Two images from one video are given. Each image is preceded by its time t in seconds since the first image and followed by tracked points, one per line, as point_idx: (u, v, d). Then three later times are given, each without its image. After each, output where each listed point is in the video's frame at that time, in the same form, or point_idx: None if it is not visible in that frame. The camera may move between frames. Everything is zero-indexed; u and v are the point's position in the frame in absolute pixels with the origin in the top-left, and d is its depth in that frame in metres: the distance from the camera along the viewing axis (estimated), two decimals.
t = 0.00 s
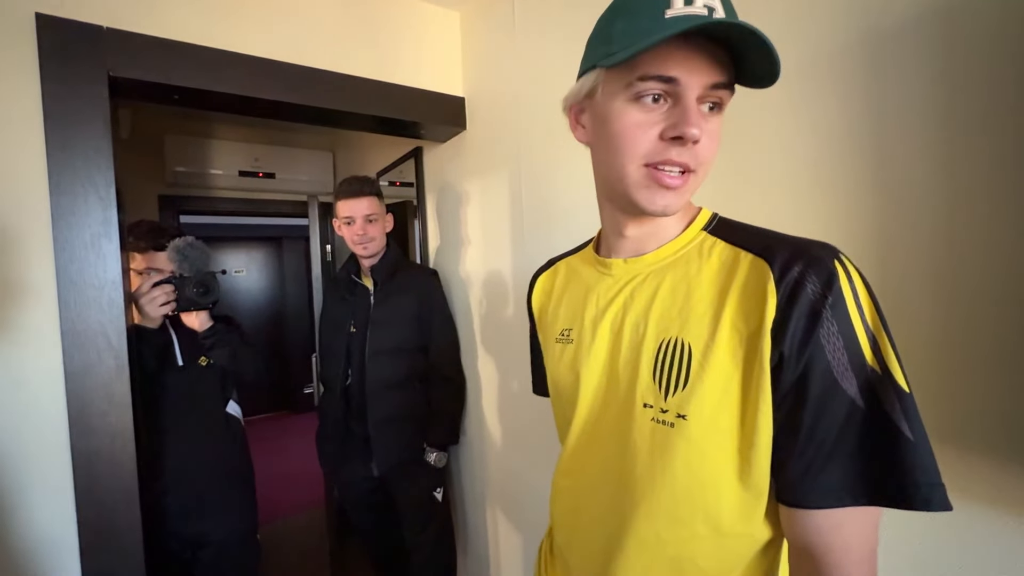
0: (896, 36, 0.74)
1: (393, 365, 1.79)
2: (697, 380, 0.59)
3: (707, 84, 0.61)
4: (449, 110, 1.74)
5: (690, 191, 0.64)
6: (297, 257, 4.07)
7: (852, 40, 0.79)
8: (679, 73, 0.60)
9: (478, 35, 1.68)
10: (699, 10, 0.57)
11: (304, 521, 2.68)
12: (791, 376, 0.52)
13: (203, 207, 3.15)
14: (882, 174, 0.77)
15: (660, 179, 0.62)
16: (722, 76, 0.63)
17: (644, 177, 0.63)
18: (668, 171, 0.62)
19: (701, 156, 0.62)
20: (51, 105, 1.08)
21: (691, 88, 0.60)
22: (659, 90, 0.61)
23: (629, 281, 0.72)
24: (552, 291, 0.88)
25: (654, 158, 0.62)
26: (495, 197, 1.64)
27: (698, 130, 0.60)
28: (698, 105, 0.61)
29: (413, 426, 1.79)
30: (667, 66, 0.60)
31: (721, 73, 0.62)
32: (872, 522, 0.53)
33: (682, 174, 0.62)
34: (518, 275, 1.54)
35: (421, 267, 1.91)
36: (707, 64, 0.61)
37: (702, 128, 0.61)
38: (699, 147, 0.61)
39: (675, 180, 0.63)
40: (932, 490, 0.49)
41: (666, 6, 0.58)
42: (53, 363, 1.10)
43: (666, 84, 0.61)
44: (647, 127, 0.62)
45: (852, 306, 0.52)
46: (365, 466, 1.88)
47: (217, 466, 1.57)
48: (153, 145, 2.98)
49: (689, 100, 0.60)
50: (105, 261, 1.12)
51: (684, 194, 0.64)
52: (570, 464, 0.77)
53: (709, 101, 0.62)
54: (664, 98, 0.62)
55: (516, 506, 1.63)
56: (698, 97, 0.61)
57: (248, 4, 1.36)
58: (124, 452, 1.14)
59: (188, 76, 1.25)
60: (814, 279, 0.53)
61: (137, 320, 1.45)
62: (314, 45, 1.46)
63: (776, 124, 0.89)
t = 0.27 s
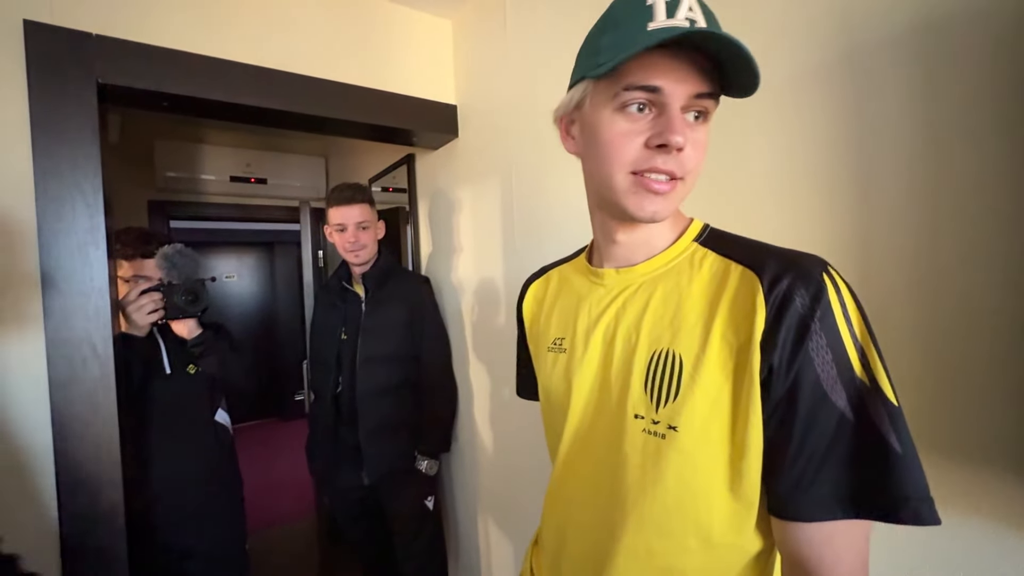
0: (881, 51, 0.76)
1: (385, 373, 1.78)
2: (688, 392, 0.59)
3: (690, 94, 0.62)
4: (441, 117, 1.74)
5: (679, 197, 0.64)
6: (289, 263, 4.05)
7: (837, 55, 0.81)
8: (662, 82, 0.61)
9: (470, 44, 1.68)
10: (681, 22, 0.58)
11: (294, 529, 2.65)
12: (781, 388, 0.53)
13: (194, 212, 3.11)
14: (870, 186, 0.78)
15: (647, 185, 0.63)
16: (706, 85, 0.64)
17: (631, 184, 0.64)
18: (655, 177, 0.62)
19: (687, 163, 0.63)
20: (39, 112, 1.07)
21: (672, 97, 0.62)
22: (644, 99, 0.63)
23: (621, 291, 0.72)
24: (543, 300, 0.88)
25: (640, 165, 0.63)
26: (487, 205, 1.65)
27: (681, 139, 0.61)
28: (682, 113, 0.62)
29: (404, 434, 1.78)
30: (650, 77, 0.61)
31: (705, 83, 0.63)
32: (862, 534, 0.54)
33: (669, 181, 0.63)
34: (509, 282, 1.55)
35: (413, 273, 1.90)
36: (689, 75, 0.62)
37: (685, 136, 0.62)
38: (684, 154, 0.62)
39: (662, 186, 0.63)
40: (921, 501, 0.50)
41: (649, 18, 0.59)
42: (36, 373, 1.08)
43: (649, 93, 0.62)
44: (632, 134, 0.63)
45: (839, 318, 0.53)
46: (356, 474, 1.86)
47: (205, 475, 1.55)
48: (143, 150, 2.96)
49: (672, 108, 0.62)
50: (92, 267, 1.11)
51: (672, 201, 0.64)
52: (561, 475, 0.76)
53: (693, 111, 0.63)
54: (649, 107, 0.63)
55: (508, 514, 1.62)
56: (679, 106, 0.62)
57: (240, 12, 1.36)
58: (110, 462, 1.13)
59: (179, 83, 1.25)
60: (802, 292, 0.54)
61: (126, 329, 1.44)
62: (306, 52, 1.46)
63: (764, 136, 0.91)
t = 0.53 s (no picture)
0: (878, 52, 0.76)
1: (382, 373, 1.78)
2: (689, 392, 0.59)
3: (657, 93, 0.64)
4: (438, 118, 1.74)
5: (659, 193, 0.65)
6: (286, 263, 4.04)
7: (834, 56, 0.81)
8: (627, 84, 0.65)
9: (468, 45, 1.68)
10: (644, 24, 0.62)
11: (290, 531, 2.64)
12: (782, 390, 0.53)
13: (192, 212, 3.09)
14: (869, 188, 0.78)
15: (621, 182, 0.65)
16: (681, 80, 0.65)
17: (607, 183, 0.66)
18: (629, 173, 0.64)
19: (661, 158, 0.64)
20: (34, 112, 1.06)
21: (639, 96, 0.65)
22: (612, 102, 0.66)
23: (621, 292, 0.72)
24: (545, 301, 0.88)
25: (612, 164, 0.65)
26: (484, 205, 1.64)
27: (647, 136, 0.63)
28: (651, 112, 0.65)
29: (401, 435, 1.78)
30: (615, 80, 0.65)
31: (679, 78, 0.65)
32: (862, 536, 0.54)
33: (644, 177, 0.64)
34: (507, 283, 1.55)
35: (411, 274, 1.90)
36: (658, 73, 0.64)
37: (653, 132, 0.64)
38: (655, 149, 0.63)
39: (637, 183, 0.64)
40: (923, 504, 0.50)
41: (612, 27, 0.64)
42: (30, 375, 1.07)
43: (616, 96, 0.66)
44: (603, 136, 0.66)
45: (841, 320, 0.53)
46: (353, 475, 1.86)
47: (201, 476, 1.54)
48: (139, 149, 2.95)
49: (638, 108, 0.64)
50: (87, 269, 1.10)
51: (651, 197, 0.65)
52: (560, 475, 0.76)
53: (667, 107, 0.65)
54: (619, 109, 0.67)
55: (505, 514, 1.62)
56: (648, 104, 0.65)
57: (237, 12, 1.35)
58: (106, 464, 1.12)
59: (175, 83, 1.24)
60: (803, 294, 0.54)
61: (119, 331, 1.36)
62: (303, 52, 1.46)
63: (762, 137, 0.91)
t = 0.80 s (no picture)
0: (877, 54, 0.76)
1: (382, 374, 1.77)
2: (688, 393, 0.59)
3: (621, 97, 0.65)
4: (438, 118, 1.74)
5: (631, 195, 0.64)
6: (285, 264, 4.03)
7: (833, 57, 0.81)
8: (592, 92, 0.66)
9: (468, 44, 1.68)
10: (601, 33, 0.63)
11: (289, 532, 2.64)
12: (780, 391, 0.53)
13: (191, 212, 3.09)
14: (868, 189, 0.78)
15: (591, 187, 0.66)
16: (647, 81, 0.64)
17: (580, 189, 0.68)
18: (597, 178, 0.65)
19: (627, 160, 0.64)
20: (32, 112, 1.06)
21: (603, 102, 0.66)
22: (581, 111, 0.68)
23: (621, 294, 0.72)
24: (549, 302, 0.87)
25: (582, 170, 0.67)
26: (484, 205, 1.64)
27: (612, 141, 0.64)
28: (618, 116, 0.65)
29: (400, 435, 1.78)
30: (581, 91, 0.67)
31: (645, 79, 0.64)
32: (863, 538, 0.54)
33: (613, 180, 0.65)
34: (506, 283, 1.55)
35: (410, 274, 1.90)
36: (621, 77, 0.65)
37: (616, 135, 0.64)
38: (619, 152, 0.64)
39: (606, 186, 0.65)
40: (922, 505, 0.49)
41: (574, 40, 0.66)
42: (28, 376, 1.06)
43: (584, 105, 0.68)
44: (574, 144, 0.68)
45: (838, 322, 0.53)
46: (352, 475, 1.85)
47: (199, 477, 1.53)
48: (138, 149, 2.95)
49: (603, 114, 0.66)
50: (86, 269, 1.10)
51: (622, 199, 0.65)
52: (561, 477, 0.76)
53: (634, 110, 0.65)
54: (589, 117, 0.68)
55: (504, 514, 1.62)
56: (614, 109, 0.66)
57: (236, 12, 1.35)
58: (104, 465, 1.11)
59: (175, 83, 1.24)
60: (801, 295, 0.54)
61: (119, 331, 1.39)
62: (303, 53, 1.46)
63: (762, 138, 0.91)
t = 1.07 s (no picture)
0: (877, 54, 0.76)
1: (382, 374, 1.77)
2: (687, 394, 0.58)
3: (618, 99, 0.65)
4: (438, 118, 1.74)
5: (629, 195, 0.64)
6: (285, 264, 4.02)
7: (834, 56, 0.81)
8: (589, 94, 0.66)
9: (468, 45, 1.68)
10: (599, 36, 0.63)
11: (289, 533, 2.63)
12: (776, 390, 0.52)
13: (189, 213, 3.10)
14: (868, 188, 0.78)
15: (590, 187, 0.65)
16: (644, 82, 0.64)
17: (578, 189, 0.67)
18: (595, 178, 0.65)
19: (626, 160, 0.63)
20: (32, 112, 1.05)
21: (601, 103, 0.66)
22: (579, 113, 0.68)
23: (620, 294, 0.71)
24: (552, 304, 0.87)
25: (581, 171, 0.66)
26: (483, 205, 1.64)
27: (610, 141, 0.64)
28: (616, 117, 0.65)
29: (400, 436, 1.77)
30: (579, 92, 0.67)
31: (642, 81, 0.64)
32: (862, 537, 0.53)
33: (611, 180, 0.64)
34: (507, 283, 1.54)
35: (410, 275, 1.89)
36: (618, 79, 0.65)
37: (614, 136, 0.64)
38: (617, 152, 0.63)
39: (605, 186, 0.64)
40: (920, 503, 0.49)
41: (571, 43, 0.66)
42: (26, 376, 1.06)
43: (582, 106, 0.67)
44: (571, 145, 0.68)
45: (834, 321, 0.53)
46: (352, 476, 1.85)
47: (199, 478, 1.53)
48: (138, 149, 2.95)
49: (601, 115, 0.66)
50: (85, 270, 1.10)
51: (621, 199, 0.64)
52: (562, 478, 0.75)
53: (631, 111, 0.65)
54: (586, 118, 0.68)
55: (504, 515, 1.62)
56: (611, 110, 0.65)
57: (236, 12, 1.35)
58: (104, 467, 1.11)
59: (174, 83, 1.24)
60: (796, 294, 0.54)
61: (118, 331, 1.38)
62: (302, 52, 1.46)
63: (763, 137, 0.90)
